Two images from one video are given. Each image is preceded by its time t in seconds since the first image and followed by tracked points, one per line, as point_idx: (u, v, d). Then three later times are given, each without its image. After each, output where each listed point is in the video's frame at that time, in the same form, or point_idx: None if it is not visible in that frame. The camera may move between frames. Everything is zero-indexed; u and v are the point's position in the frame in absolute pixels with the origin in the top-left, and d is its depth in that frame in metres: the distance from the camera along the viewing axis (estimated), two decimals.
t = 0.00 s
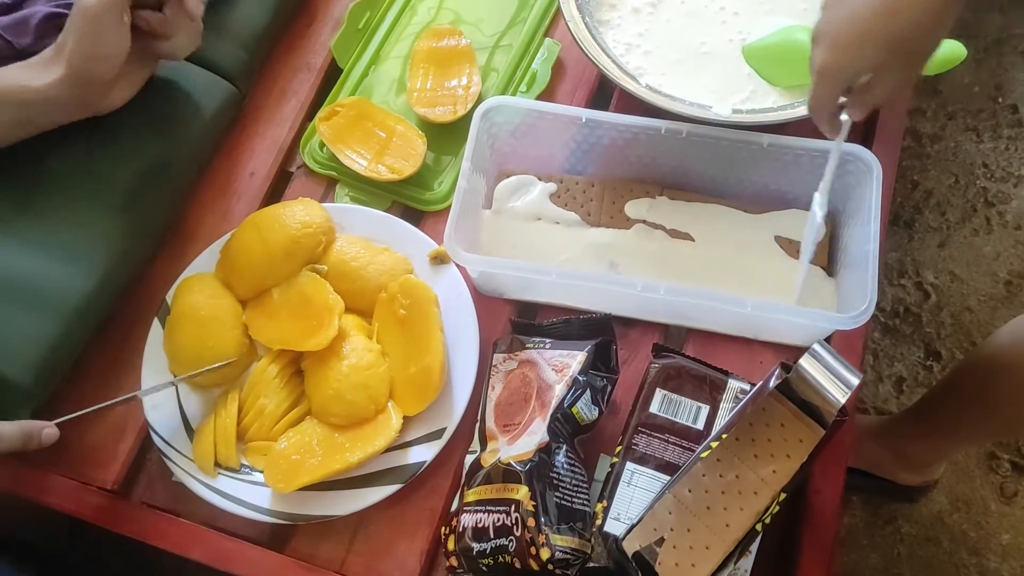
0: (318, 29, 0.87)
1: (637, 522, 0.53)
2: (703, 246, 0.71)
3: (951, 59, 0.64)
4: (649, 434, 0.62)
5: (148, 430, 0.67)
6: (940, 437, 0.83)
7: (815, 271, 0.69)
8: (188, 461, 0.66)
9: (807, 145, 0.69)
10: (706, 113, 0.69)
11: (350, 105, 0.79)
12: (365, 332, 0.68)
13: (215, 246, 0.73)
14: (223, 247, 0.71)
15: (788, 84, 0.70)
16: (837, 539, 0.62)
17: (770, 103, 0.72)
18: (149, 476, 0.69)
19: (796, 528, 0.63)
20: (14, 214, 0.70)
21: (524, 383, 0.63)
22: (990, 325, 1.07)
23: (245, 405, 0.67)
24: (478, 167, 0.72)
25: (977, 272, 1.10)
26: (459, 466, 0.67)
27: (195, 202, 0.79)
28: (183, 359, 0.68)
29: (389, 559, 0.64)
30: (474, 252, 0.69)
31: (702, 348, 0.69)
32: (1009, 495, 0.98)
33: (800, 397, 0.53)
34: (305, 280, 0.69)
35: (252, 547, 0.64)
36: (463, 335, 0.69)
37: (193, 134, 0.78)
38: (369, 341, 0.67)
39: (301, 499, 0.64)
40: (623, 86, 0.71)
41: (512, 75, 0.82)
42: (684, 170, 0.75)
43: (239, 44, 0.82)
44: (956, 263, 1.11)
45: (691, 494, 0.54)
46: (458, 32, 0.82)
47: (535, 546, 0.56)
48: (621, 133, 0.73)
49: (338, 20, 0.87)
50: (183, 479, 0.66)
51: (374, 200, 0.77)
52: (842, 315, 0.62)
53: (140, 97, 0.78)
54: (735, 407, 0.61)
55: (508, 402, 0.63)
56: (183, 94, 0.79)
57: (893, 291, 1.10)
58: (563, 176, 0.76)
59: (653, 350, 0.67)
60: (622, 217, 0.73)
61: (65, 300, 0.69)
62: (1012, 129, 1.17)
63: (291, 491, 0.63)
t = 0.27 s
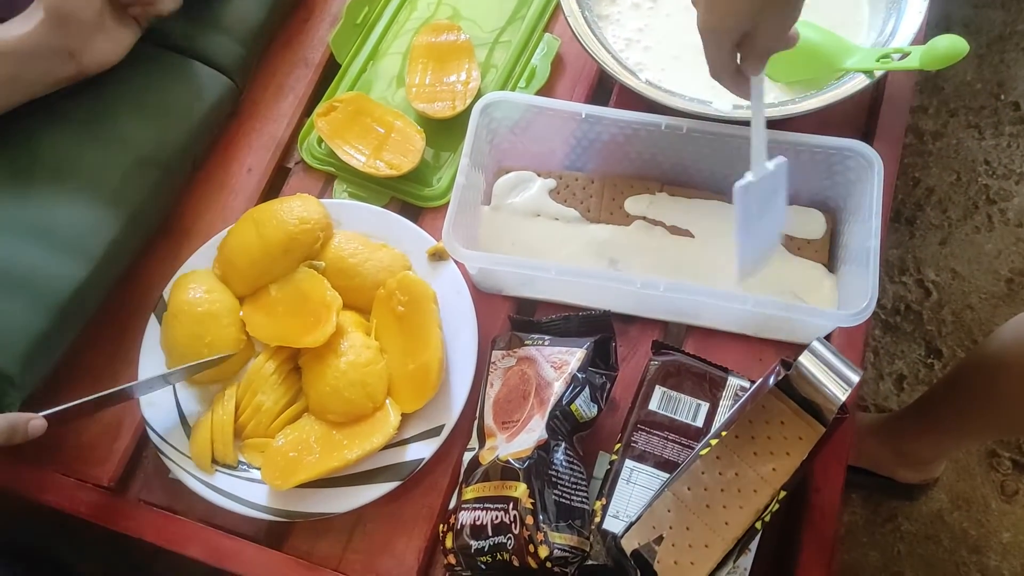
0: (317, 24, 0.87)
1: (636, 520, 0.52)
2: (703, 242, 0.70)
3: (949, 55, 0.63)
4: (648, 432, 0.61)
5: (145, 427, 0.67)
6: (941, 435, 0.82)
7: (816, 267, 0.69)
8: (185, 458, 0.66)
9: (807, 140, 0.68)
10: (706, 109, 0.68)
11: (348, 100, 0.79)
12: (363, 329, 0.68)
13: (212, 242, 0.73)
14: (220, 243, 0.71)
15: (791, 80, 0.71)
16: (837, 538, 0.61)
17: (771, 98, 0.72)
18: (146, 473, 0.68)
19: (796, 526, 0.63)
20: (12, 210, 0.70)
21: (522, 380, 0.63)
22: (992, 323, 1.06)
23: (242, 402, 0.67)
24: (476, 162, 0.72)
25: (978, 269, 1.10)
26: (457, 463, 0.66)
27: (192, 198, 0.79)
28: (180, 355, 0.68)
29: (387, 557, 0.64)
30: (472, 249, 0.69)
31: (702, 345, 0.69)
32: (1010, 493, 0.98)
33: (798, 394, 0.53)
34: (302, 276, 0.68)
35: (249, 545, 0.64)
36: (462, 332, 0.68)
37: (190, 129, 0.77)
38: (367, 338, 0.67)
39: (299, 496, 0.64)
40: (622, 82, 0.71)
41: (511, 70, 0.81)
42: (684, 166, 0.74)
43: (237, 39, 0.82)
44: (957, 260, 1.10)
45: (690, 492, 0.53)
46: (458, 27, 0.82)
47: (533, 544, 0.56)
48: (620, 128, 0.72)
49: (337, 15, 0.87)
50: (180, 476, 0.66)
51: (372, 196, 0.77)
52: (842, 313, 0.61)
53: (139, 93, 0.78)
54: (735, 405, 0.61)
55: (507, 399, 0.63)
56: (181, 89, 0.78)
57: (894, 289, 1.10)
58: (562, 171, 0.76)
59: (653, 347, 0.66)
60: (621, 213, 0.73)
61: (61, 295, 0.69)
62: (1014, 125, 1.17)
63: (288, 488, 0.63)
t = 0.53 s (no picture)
0: (320, 18, 0.86)
1: (643, 515, 0.52)
2: (709, 237, 0.70)
3: (957, 47, 0.62)
4: (654, 427, 0.61)
5: (148, 422, 0.67)
6: (946, 431, 0.82)
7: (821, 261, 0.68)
8: (188, 453, 0.65)
9: (814, 134, 0.68)
10: (712, 102, 0.68)
11: (352, 95, 0.78)
12: (367, 323, 0.67)
13: (216, 236, 0.73)
14: (224, 237, 0.71)
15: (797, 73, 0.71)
16: (844, 533, 0.61)
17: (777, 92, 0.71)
18: (150, 469, 0.68)
19: (803, 522, 0.63)
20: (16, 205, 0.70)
21: (528, 374, 0.63)
22: (997, 319, 1.06)
23: (246, 397, 0.66)
24: (481, 157, 0.72)
25: (983, 265, 1.09)
26: (462, 458, 0.66)
27: (196, 192, 0.79)
28: (183, 350, 0.67)
29: (391, 552, 0.64)
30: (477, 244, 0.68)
31: (708, 340, 0.69)
32: (1015, 489, 0.98)
33: (807, 389, 0.52)
34: (306, 271, 0.68)
35: (253, 540, 0.64)
36: (467, 327, 0.68)
37: (193, 123, 0.77)
38: (371, 332, 0.67)
39: (303, 491, 0.64)
40: (628, 75, 0.70)
41: (516, 64, 0.81)
42: (690, 160, 0.74)
43: (241, 32, 0.82)
44: (962, 256, 1.10)
45: (697, 486, 0.53)
46: (462, 21, 0.82)
47: (539, 538, 0.55)
48: (626, 122, 0.72)
49: (340, 8, 0.87)
50: (183, 471, 0.65)
51: (376, 190, 0.77)
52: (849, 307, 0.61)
53: (143, 90, 0.78)
54: (742, 400, 0.61)
55: (512, 393, 0.63)
56: (185, 85, 0.79)
57: (898, 285, 1.09)
58: (567, 166, 0.75)
59: (659, 342, 0.66)
60: (626, 208, 0.73)
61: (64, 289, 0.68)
62: (1019, 121, 1.16)
63: (293, 483, 0.63)
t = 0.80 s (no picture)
0: (321, 13, 0.86)
1: (646, 513, 0.52)
2: (713, 233, 0.70)
3: (964, 42, 0.62)
4: (658, 424, 0.61)
5: (148, 419, 0.67)
6: (950, 428, 0.82)
7: (826, 257, 0.68)
8: (189, 450, 0.65)
9: (818, 129, 0.68)
10: (715, 97, 0.67)
11: (353, 90, 0.78)
12: (369, 320, 0.67)
13: (216, 232, 0.72)
14: (225, 233, 0.70)
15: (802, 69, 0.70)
16: (850, 532, 0.61)
17: (781, 87, 0.71)
18: (150, 467, 0.68)
19: (808, 520, 0.62)
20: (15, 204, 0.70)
21: (530, 371, 0.62)
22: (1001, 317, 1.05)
23: (247, 394, 0.66)
24: (483, 152, 0.71)
25: (987, 263, 1.09)
26: (464, 456, 0.66)
27: (196, 189, 0.78)
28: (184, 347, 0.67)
29: (393, 550, 0.63)
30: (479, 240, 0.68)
31: (712, 337, 0.68)
32: (1018, 487, 0.97)
33: (812, 385, 0.52)
34: (307, 267, 0.68)
35: (253, 538, 0.64)
36: (469, 324, 0.68)
37: (194, 119, 0.77)
38: (372, 329, 0.66)
39: (304, 489, 0.63)
40: (630, 70, 0.70)
41: (518, 60, 0.81)
42: (693, 156, 0.73)
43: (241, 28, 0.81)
44: (966, 254, 1.09)
45: (701, 484, 0.53)
46: (464, 17, 0.81)
47: (542, 536, 0.55)
48: (629, 118, 0.72)
49: (341, 4, 0.86)
50: (184, 468, 0.65)
51: (378, 186, 0.76)
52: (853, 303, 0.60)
53: (144, 87, 0.77)
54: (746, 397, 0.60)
55: (515, 390, 0.62)
56: (185, 81, 0.78)
57: (901, 282, 1.09)
58: (569, 162, 0.75)
59: (662, 339, 0.65)
60: (629, 204, 0.72)
61: (64, 286, 0.68)
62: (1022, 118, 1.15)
63: (293, 481, 0.62)
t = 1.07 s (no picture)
0: (321, 11, 0.85)
1: (648, 512, 0.52)
2: (714, 232, 0.70)
3: (967, 40, 0.61)
4: (659, 423, 0.61)
5: (148, 417, 0.66)
6: (951, 428, 0.81)
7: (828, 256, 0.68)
8: (189, 449, 0.65)
9: (819, 129, 0.67)
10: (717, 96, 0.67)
11: (353, 88, 0.78)
12: (369, 318, 0.67)
13: (216, 230, 0.72)
14: (225, 231, 0.70)
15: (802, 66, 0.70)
16: (851, 530, 0.60)
17: (783, 86, 0.70)
18: (150, 466, 0.68)
19: (809, 519, 0.62)
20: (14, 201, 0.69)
21: (531, 370, 0.62)
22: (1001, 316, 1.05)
23: (247, 393, 0.66)
24: (484, 150, 0.71)
25: (987, 262, 1.08)
26: (464, 456, 0.66)
27: (196, 187, 0.78)
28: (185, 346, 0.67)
29: (394, 549, 0.63)
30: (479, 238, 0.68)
31: (713, 336, 0.68)
32: (1019, 487, 0.97)
33: (813, 385, 0.52)
34: (308, 266, 0.68)
35: (253, 536, 0.63)
36: (469, 322, 0.68)
37: (194, 117, 0.77)
38: (373, 328, 0.66)
39: (304, 487, 0.63)
40: (632, 68, 0.70)
41: (519, 58, 0.80)
42: (694, 155, 0.73)
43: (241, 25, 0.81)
44: (966, 253, 1.09)
45: (703, 483, 0.53)
46: (464, 15, 0.81)
47: (543, 536, 0.55)
48: (630, 116, 0.71)
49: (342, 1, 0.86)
50: (184, 466, 0.65)
51: (378, 184, 0.76)
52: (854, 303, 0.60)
53: (144, 83, 0.77)
54: (747, 396, 0.60)
55: (516, 389, 0.62)
56: (185, 79, 0.78)
57: (902, 282, 1.09)
58: (569, 160, 0.75)
59: (663, 338, 0.65)
60: (630, 202, 0.72)
61: (65, 284, 0.68)
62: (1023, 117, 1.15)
63: (293, 479, 0.62)
